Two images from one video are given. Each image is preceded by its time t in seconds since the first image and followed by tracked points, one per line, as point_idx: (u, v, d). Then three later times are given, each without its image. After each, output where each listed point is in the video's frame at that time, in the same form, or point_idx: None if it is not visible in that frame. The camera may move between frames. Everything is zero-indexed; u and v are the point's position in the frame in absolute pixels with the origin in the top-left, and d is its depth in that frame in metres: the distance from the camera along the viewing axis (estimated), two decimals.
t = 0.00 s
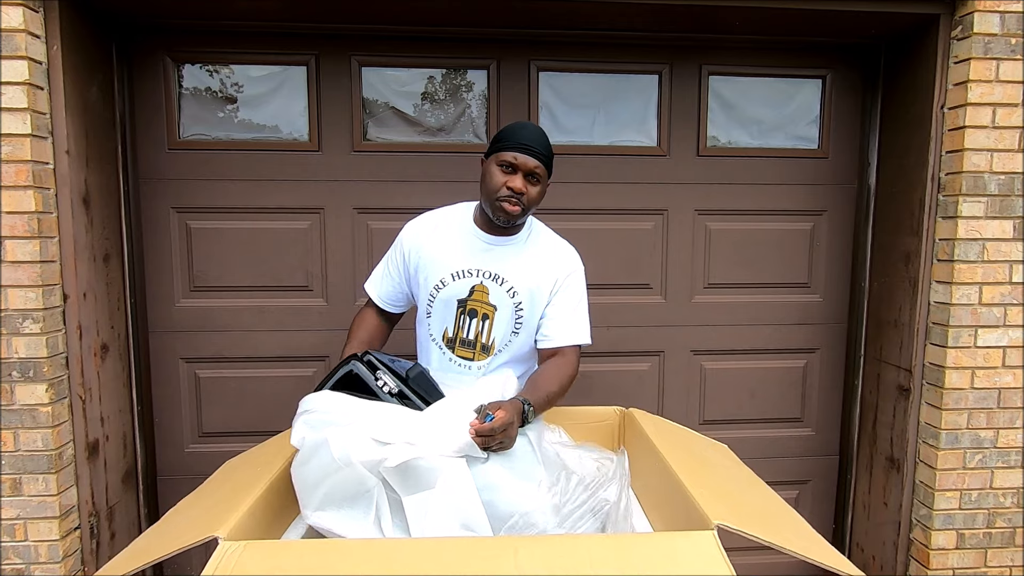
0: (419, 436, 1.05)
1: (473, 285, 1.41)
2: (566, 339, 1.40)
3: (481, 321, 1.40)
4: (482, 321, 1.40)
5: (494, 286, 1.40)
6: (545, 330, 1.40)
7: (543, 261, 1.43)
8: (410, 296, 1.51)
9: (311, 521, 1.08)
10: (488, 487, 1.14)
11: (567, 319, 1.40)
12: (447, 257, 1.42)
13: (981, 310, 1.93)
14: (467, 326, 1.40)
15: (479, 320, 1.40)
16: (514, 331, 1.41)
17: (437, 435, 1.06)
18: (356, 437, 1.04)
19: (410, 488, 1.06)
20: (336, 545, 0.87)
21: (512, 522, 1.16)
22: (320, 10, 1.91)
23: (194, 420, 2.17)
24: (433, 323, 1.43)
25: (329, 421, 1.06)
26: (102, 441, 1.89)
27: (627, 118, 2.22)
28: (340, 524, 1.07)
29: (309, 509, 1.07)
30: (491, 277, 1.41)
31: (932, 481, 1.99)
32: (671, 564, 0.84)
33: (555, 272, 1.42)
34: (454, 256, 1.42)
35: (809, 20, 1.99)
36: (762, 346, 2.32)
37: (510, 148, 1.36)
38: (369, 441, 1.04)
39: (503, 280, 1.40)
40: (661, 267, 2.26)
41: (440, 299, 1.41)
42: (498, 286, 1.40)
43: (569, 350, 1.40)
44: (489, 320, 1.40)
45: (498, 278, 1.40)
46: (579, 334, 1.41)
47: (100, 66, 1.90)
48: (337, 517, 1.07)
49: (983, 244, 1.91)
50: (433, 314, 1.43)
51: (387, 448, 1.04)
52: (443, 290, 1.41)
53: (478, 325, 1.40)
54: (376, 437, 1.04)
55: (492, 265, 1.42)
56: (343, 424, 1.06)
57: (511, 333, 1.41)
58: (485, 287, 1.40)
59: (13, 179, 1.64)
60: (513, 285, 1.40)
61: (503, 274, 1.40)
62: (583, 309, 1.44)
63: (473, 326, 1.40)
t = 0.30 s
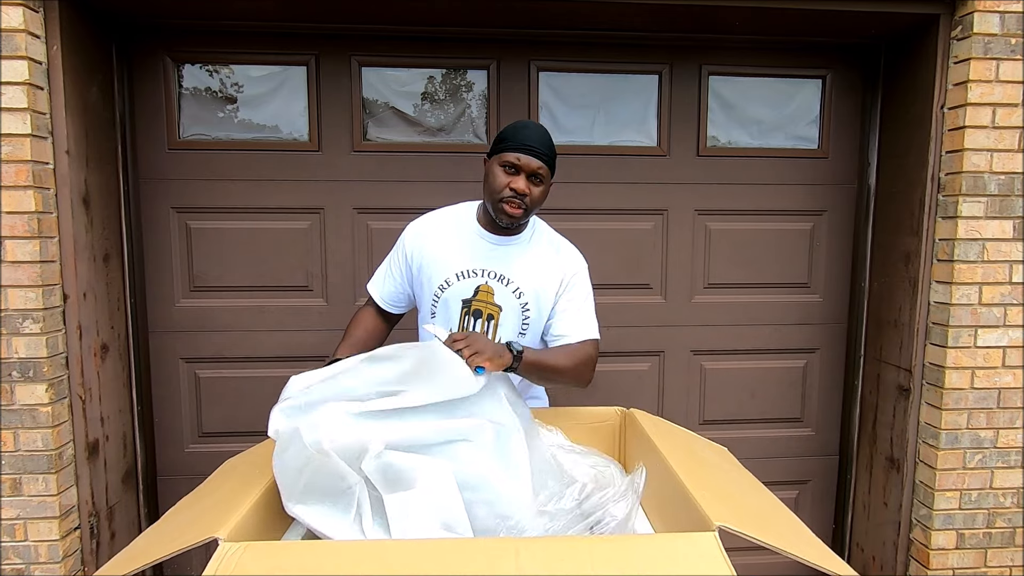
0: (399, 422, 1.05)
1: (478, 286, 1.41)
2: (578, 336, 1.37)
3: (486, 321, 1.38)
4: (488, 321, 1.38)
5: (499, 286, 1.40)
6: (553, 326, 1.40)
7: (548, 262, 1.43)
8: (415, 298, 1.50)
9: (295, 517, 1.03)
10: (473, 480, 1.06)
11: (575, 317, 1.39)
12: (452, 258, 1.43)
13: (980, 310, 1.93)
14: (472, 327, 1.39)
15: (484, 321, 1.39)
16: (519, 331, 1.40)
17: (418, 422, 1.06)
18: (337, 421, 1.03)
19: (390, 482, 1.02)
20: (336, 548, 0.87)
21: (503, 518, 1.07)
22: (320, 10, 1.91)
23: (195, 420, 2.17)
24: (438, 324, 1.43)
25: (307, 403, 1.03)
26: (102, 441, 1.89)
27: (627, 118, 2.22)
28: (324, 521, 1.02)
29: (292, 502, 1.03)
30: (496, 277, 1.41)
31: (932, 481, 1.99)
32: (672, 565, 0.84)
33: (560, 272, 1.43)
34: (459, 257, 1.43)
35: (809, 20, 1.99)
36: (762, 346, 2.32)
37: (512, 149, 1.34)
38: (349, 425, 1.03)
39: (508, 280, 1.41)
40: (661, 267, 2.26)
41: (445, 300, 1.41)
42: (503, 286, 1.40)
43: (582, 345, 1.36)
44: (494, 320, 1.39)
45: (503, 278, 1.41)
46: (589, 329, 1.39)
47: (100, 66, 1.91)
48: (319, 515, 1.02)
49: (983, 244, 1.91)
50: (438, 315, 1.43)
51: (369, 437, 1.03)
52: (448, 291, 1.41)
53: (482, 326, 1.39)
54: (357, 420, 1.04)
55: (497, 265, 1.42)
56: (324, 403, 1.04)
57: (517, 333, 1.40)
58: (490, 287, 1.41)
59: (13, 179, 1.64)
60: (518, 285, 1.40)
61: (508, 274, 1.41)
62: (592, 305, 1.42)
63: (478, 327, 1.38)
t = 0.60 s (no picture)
0: (399, 442, 0.99)
1: (475, 281, 1.41)
2: (589, 332, 1.40)
3: (484, 316, 1.40)
4: (486, 316, 1.40)
5: (497, 281, 1.41)
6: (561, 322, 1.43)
7: (544, 257, 1.43)
8: (413, 296, 1.51)
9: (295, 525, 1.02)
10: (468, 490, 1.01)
11: (578, 314, 1.41)
12: (449, 254, 1.43)
13: (981, 310, 1.93)
14: (471, 322, 1.40)
15: (482, 316, 1.40)
16: (518, 327, 1.41)
17: (417, 440, 1.00)
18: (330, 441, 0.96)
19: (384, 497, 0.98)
20: (338, 548, 0.87)
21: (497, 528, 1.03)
22: (320, 10, 1.91)
23: (195, 420, 2.17)
24: (436, 320, 1.43)
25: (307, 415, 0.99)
26: (102, 441, 1.89)
27: (627, 119, 2.22)
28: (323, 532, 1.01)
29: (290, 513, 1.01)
30: (493, 273, 1.41)
31: (932, 481, 1.99)
32: (673, 566, 0.84)
33: (557, 268, 1.43)
34: (456, 253, 1.43)
35: (809, 20, 1.99)
36: (762, 346, 2.32)
37: (500, 156, 1.33)
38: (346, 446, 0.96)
39: (506, 275, 1.41)
40: (661, 267, 2.26)
41: (443, 296, 1.42)
42: (502, 282, 1.41)
43: (599, 341, 1.40)
44: (492, 315, 1.40)
45: (501, 273, 1.41)
46: (600, 323, 1.42)
47: (100, 66, 1.90)
48: (316, 526, 1.01)
49: (983, 244, 1.91)
50: (436, 311, 1.43)
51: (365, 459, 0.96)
52: (446, 287, 1.42)
53: (481, 321, 1.40)
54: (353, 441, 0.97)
55: (494, 261, 1.42)
56: (314, 427, 0.98)
57: (515, 328, 1.41)
58: (487, 282, 1.41)
59: (13, 178, 1.64)
60: (516, 281, 1.41)
61: (505, 269, 1.41)
62: (594, 297, 1.43)
63: (476, 321, 1.40)
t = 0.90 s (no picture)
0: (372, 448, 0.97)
1: (476, 280, 1.41)
2: (583, 330, 1.40)
3: (484, 315, 1.40)
4: (486, 315, 1.40)
5: (498, 280, 1.41)
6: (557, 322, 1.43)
7: (544, 256, 1.43)
8: (414, 295, 1.51)
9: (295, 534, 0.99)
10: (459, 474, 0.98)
11: (576, 313, 1.41)
12: (450, 254, 1.43)
13: (981, 310, 1.92)
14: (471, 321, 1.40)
15: (483, 315, 1.40)
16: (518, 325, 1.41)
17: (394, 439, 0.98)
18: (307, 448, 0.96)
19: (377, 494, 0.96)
20: (337, 548, 0.87)
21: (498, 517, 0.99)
22: (320, 10, 1.91)
23: (195, 420, 2.17)
24: (437, 320, 1.43)
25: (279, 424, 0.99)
26: (102, 441, 1.89)
27: (627, 119, 2.22)
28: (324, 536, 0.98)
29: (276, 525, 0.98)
30: (494, 272, 1.41)
31: (932, 481, 1.99)
32: (672, 566, 0.84)
33: (557, 267, 1.43)
34: (456, 253, 1.43)
35: (808, 20, 1.99)
36: (763, 346, 2.32)
37: (492, 158, 1.33)
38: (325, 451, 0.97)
39: (506, 275, 1.41)
40: (661, 267, 2.26)
41: (444, 295, 1.42)
42: (502, 281, 1.41)
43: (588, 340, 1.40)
44: (493, 314, 1.40)
45: (501, 273, 1.41)
46: (593, 324, 1.41)
47: (100, 66, 1.90)
48: (316, 526, 0.97)
49: (983, 244, 1.91)
50: (437, 311, 1.43)
51: (347, 464, 0.97)
52: (446, 286, 1.42)
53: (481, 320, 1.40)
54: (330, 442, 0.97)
55: (495, 260, 1.42)
56: (288, 436, 0.98)
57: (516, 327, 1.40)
58: (488, 281, 1.41)
59: (13, 179, 1.64)
60: (516, 280, 1.41)
61: (506, 269, 1.41)
62: (591, 298, 1.43)
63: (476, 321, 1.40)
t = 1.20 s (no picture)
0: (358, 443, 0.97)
1: (469, 280, 1.41)
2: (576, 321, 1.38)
3: (478, 313, 1.39)
4: (480, 313, 1.40)
5: (490, 278, 1.41)
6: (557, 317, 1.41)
7: (537, 255, 1.43)
8: (412, 298, 1.51)
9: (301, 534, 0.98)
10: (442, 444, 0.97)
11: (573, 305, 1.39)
12: (443, 254, 1.43)
13: (981, 310, 1.93)
14: (465, 320, 1.40)
15: (476, 313, 1.40)
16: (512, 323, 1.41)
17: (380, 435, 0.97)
18: (284, 442, 0.97)
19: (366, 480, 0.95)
20: (337, 549, 0.87)
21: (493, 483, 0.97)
22: (320, 10, 1.91)
23: (195, 420, 2.17)
24: (432, 320, 1.43)
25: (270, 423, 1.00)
26: (102, 441, 1.89)
27: (627, 119, 2.22)
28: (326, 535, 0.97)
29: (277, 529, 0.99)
30: (486, 270, 1.41)
31: (932, 481, 1.99)
32: (672, 566, 0.84)
33: (549, 263, 1.42)
34: (449, 253, 1.43)
35: (809, 20, 1.99)
36: (763, 346, 2.32)
37: (498, 146, 1.35)
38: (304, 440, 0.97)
39: (499, 272, 1.41)
40: (661, 267, 2.26)
41: (437, 296, 1.42)
42: (495, 279, 1.41)
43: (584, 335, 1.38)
44: (486, 312, 1.39)
45: (493, 271, 1.41)
46: (590, 317, 1.40)
47: (100, 66, 1.90)
48: (316, 526, 0.96)
49: (983, 244, 1.91)
50: (431, 311, 1.43)
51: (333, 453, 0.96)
52: (439, 286, 1.42)
53: (475, 318, 1.40)
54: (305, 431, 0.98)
55: (487, 259, 1.43)
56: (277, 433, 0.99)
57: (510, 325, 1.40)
58: (480, 280, 1.41)
59: (13, 179, 1.64)
60: (508, 278, 1.40)
61: (498, 267, 1.41)
62: (587, 292, 1.43)
63: (470, 319, 1.40)
